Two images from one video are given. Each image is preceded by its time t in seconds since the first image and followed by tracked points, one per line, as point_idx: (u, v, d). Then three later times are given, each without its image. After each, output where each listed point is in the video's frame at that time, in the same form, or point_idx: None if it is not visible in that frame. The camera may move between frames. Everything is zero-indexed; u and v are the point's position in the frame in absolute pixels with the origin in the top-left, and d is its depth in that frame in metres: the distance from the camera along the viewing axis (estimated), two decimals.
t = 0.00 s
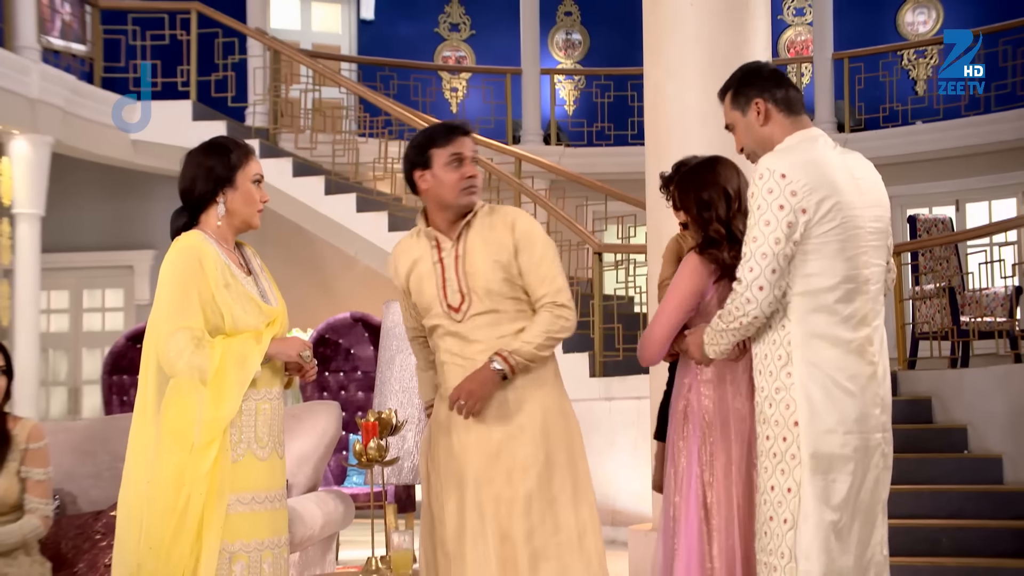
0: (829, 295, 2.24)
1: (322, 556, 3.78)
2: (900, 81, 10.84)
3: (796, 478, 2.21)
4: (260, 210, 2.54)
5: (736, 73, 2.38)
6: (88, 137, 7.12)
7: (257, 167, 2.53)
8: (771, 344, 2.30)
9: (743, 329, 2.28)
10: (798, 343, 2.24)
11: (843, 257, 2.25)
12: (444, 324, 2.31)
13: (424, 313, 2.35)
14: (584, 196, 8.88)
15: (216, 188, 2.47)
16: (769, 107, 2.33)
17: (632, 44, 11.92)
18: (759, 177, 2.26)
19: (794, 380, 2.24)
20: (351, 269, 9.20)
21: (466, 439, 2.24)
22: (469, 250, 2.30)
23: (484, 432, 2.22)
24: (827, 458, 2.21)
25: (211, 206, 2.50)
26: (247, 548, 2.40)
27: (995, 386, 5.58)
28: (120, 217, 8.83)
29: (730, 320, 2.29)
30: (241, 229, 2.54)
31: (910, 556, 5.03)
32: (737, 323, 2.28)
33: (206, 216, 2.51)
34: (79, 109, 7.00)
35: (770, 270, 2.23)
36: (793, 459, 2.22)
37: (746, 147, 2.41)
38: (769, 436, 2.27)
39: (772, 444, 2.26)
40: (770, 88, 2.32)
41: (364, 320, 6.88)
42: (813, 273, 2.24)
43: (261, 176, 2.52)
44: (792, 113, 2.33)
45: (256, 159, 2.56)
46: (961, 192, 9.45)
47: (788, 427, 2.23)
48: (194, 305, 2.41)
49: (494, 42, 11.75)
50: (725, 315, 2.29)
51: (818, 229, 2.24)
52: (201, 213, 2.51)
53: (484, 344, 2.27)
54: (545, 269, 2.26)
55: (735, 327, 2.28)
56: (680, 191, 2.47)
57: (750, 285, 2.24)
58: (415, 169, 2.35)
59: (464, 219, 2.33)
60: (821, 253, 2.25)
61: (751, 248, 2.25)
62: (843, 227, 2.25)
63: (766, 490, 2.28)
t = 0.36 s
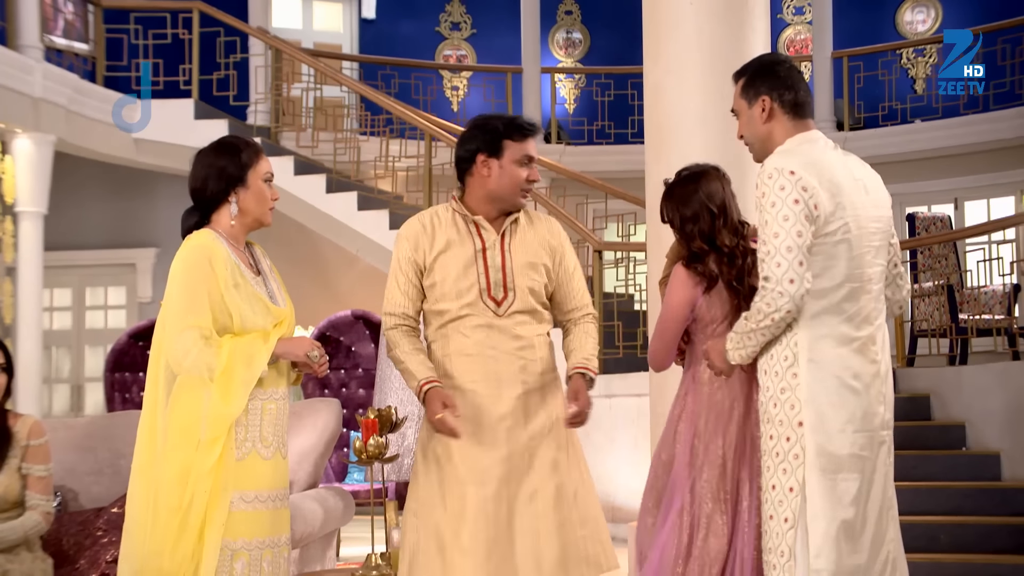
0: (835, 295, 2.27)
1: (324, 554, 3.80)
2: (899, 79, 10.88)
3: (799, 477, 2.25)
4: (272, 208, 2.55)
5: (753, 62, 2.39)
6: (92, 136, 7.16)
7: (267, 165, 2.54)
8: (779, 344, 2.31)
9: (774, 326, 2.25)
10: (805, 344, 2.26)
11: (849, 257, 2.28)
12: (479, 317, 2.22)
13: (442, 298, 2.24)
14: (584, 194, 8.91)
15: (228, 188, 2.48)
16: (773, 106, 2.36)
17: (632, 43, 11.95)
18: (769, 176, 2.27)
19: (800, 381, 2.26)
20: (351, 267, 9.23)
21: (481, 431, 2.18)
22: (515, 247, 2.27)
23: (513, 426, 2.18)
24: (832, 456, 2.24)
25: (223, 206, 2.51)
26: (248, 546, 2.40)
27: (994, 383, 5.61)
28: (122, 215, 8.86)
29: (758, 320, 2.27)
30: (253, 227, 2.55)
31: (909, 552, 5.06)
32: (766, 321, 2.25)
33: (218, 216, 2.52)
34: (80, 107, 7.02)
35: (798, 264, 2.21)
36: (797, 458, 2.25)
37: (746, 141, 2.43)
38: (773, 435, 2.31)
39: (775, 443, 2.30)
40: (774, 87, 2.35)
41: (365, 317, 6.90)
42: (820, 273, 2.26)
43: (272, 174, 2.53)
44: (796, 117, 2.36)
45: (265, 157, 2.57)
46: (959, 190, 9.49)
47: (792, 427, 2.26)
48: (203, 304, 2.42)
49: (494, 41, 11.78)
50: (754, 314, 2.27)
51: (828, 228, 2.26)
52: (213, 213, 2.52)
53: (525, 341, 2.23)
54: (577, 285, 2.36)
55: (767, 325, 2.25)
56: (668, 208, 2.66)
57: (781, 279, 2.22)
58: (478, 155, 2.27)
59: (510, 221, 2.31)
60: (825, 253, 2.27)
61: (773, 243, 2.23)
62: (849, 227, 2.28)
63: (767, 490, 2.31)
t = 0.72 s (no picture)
0: (838, 292, 2.29)
1: (323, 548, 3.82)
2: (898, 76, 10.89)
3: (802, 471, 2.27)
4: (288, 205, 2.51)
5: (751, 62, 2.42)
6: (93, 132, 7.20)
7: (281, 163, 2.50)
8: (785, 340, 2.34)
9: (788, 320, 2.28)
10: (811, 339, 2.29)
11: (853, 256, 2.31)
12: (521, 319, 2.30)
13: (486, 294, 2.25)
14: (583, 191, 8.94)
15: (246, 187, 2.44)
16: (772, 104, 2.38)
17: (632, 39, 11.96)
18: (781, 171, 2.29)
19: (805, 377, 2.29)
20: (351, 263, 9.26)
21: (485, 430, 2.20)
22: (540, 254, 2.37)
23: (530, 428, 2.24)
24: (834, 451, 2.26)
25: (241, 204, 2.46)
26: (262, 541, 2.35)
27: (991, 378, 5.64)
28: (123, 212, 8.88)
29: (773, 315, 2.29)
30: (270, 224, 2.51)
31: (906, 547, 5.09)
32: (777, 316, 2.28)
33: (236, 214, 2.47)
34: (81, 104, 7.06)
35: (816, 256, 2.23)
36: (800, 452, 2.27)
37: (746, 139, 2.45)
38: (775, 429, 2.33)
39: (778, 437, 2.32)
40: (773, 86, 2.37)
41: (365, 314, 6.94)
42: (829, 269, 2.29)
43: (288, 172, 2.50)
44: (795, 115, 2.38)
45: (277, 156, 2.53)
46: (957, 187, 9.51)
47: (796, 421, 2.28)
48: (224, 299, 2.37)
49: (494, 38, 11.79)
50: (769, 307, 2.29)
51: (836, 226, 2.29)
52: (230, 212, 2.47)
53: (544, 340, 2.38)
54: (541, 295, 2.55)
55: (782, 319, 2.27)
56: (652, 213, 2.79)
57: (800, 272, 2.23)
58: (540, 161, 2.27)
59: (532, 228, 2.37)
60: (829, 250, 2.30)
61: (789, 237, 2.25)
62: (855, 225, 2.30)
63: (768, 483, 2.33)
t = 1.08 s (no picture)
0: (842, 284, 2.31)
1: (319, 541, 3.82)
2: (896, 70, 10.90)
3: (809, 464, 2.26)
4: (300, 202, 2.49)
5: (746, 54, 2.43)
6: (94, 127, 7.24)
7: (291, 161, 2.47)
8: (788, 332, 2.33)
9: (797, 313, 2.28)
10: (818, 332, 2.30)
11: (855, 249, 2.33)
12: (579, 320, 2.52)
13: (570, 291, 2.47)
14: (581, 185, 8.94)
15: (259, 187, 2.40)
16: (756, 98, 2.39)
17: (631, 33, 11.94)
18: (790, 162, 2.29)
19: (812, 369, 2.29)
20: (350, 257, 9.26)
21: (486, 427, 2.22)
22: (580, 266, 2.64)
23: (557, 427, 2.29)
24: (838, 443, 2.27)
25: (255, 203, 2.42)
26: (297, 533, 2.33)
27: (988, 372, 5.65)
28: (122, 206, 8.87)
29: (781, 306, 2.30)
30: (284, 222, 2.49)
31: (902, 540, 5.11)
32: (787, 308, 2.29)
33: (249, 213, 2.43)
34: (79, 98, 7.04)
35: (828, 248, 2.25)
36: (808, 445, 2.27)
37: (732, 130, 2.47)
38: (779, 422, 2.31)
39: (783, 430, 2.30)
40: (760, 79, 2.38)
41: (363, 307, 6.94)
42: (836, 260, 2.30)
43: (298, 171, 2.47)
44: (781, 108, 2.38)
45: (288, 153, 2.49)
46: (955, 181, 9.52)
47: (803, 414, 2.28)
48: (246, 295, 2.33)
49: (493, 32, 11.76)
50: (781, 298, 2.29)
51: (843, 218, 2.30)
52: (244, 211, 2.42)
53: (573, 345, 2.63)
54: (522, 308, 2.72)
55: (791, 311, 2.28)
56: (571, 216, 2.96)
57: (815, 265, 2.24)
58: (593, 181, 2.57)
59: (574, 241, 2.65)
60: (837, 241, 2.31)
61: (803, 228, 2.25)
62: (857, 218, 2.33)
63: (772, 477, 2.31)
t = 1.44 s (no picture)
0: (814, 281, 2.31)
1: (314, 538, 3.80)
2: (891, 69, 10.93)
3: (786, 464, 2.25)
4: (306, 202, 2.48)
5: (736, 42, 2.42)
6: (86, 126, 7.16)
7: (297, 160, 2.47)
8: (759, 331, 2.33)
9: (764, 309, 2.28)
10: (788, 330, 2.29)
11: (827, 248, 2.32)
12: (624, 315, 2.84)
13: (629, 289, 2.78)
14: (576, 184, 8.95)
15: (264, 186, 2.39)
16: (739, 90, 2.39)
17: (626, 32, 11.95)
18: (759, 157, 2.29)
19: (783, 367, 2.28)
20: (345, 256, 9.25)
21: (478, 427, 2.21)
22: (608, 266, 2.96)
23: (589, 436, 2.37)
24: (811, 442, 2.27)
25: (260, 202, 2.42)
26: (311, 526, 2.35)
27: (982, 371, 5.67)
28: (116, 205, 8.85)
29: (749, 302, 2.29)
30: (289, 223, 2.48)
31: (896, 539, 5.11)
32: (755, 304, 2.28)
33: (255, 211, 2.42)
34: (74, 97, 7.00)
35: (796, 243, 2.25)
36: (783, 444, 2.26)
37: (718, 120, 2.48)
38: (755, 422, 2.30)
39: (758, 430, 2.29)
40: (744, 72, 2.38)
41: (358, 306, 6.92)
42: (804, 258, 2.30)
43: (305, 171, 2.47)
44: (763, 100, 2.38)
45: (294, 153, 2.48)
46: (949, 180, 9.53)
47: (777, 413, 2.27)
48: (254, 291, 2.33)
49: (488, 31, 11.75)
50: (747, 293, 2.29)
51: (811, 213, 2.30)
52: (249, 209, 2.42)
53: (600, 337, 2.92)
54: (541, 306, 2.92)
55: (759, 306, 2.27)
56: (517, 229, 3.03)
57: (781, 260, 2.24)
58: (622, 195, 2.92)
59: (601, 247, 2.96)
60: (814, 236, 2.31)
61: (770, 223, 2.25)
62: (829, 213, 2.32)
63: (751, 478, 2.29)
